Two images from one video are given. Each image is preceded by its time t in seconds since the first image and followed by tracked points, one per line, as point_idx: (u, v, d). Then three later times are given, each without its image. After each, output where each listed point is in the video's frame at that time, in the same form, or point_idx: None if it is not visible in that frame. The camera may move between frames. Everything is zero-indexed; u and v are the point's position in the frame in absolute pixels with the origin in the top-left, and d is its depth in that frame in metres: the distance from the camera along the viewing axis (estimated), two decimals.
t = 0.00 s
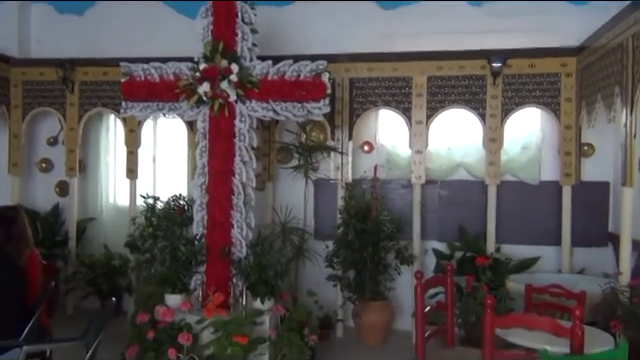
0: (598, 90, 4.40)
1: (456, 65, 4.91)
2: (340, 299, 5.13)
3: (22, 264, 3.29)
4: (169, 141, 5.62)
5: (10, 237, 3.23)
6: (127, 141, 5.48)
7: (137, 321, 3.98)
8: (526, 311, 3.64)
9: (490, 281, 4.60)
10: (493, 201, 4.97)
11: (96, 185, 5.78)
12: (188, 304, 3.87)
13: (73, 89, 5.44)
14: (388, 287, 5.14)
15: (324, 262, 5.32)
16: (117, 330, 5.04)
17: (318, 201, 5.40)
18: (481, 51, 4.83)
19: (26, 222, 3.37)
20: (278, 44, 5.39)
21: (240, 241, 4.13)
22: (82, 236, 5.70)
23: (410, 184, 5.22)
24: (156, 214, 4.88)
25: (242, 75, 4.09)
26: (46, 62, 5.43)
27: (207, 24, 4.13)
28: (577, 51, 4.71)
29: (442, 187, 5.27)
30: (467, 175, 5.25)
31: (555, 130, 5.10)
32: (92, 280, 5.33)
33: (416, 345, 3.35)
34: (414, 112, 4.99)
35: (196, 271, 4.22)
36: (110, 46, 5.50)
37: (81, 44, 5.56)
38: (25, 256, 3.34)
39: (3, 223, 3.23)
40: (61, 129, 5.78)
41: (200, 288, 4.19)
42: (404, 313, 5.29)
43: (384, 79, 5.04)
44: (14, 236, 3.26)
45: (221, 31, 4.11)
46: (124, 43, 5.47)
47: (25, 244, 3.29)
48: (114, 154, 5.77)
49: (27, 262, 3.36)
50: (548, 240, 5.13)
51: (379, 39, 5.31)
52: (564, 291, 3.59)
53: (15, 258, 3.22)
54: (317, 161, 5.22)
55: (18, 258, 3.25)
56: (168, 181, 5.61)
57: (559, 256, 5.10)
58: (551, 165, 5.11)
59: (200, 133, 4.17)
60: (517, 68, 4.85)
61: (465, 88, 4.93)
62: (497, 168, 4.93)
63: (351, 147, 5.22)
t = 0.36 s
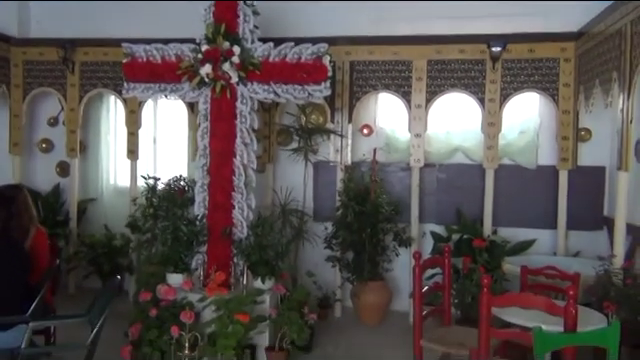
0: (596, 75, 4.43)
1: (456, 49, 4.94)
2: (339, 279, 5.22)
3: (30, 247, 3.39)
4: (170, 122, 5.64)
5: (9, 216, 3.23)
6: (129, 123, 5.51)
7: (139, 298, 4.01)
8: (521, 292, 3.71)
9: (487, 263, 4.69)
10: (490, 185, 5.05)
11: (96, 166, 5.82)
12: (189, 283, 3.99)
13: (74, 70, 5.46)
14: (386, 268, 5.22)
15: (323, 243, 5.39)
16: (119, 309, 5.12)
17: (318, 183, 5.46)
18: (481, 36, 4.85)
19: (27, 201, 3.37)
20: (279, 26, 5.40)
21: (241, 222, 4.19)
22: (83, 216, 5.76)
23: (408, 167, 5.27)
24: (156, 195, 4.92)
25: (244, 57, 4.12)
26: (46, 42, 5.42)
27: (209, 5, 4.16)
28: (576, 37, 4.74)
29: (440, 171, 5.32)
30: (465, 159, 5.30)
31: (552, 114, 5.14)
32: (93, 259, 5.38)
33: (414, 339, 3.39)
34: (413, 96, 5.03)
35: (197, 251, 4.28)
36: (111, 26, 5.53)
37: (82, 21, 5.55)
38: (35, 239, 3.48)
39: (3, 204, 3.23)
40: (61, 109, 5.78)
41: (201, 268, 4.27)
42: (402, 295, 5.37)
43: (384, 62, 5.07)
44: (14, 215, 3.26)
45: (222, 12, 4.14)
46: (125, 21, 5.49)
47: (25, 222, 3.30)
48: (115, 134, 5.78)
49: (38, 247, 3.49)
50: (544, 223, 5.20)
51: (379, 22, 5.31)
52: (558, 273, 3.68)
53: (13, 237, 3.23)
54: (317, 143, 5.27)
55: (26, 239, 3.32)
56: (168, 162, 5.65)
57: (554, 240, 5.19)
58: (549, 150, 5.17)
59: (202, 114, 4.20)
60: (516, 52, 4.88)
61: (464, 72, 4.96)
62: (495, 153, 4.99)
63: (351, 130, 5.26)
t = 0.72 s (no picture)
0: (592, 60, 4.46)
1: (454, 34, 4.99)
2: (336, 262, 5.31)
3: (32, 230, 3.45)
4: (168, 106, 5.68)
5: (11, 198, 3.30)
6: (127, 107, 5.49)
7: (141, 280, 4.08)
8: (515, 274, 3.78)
9: (482, 246, 4.74)
10: (486, 169, 5.11)
11: (95, 151, 5.87)
12: (190, 264, 4.05)
13: (73, 53, 5.47)
14: (383, 252, 5.29)
15: (321, 227, 5.46)
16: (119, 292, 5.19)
17: (316, 167, 5.50)
18: (478, 21, 4.89)
19: (30, 184, 3.42)
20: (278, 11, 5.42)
21: (241, 205, 4.26)
22: (82, 200, 5.76)
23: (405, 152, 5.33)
24: (155, 179, 4.98)
25: (243, 41, 4.15)
26: (45, 25, 5.43)
27: None
28: (573, 22, 4.77)
29: (437, 155, 5.38)
30: (462, 144, 5.36)
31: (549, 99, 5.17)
32: (93, 242, 5.42)
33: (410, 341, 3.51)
34: (411, 81, 5.07)
35: (197, 233, 4.34)
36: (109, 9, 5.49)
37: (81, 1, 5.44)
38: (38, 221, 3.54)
39: (5, 186, 3.30)
40: (60, 93, 5.82)
41: (201, 250, 4.33)
42: (398, 278, 5.45)
43: (382, 47, 5.10)
44: (16, 196, 3.33)
45: None
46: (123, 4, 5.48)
47: (27, 204, 3.36)
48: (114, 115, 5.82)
49: (40, 229, 3.56)
50: (539, 207, 5.27)
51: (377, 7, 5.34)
52: (551, 255, 3.74)
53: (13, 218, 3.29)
54: (314, 128, 5.30)
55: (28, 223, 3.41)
56: (167, 146, 5.70)
57: (549, 223, 5.26)
58: (544, 134, 5.23)
59: (201, 98, 4.24)
60: (513, 38, 4.92)
61: (462, 57, 5.01)
62: (491, 137, 5.06)
63: (348, 115, 5.31)
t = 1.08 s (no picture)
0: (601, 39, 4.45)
1: (463, 14, 4.98)
2: (345, 242, 5.36)
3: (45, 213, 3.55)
4: (177, 88, 5.71)
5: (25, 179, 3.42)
6: (137, 89, 5.49)
7: (154, 260, 4.13)
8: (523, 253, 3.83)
9: (491, 226, 4.79)
10: (494, 149, 5.14)
11: (105, 133, 5.91)
12: (202, 244, 4.12)
13: (82, 36, 5.48)
14: (391, 231, 5.37)
15: (330, 207, 5.51)
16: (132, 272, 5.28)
17: (324, 148, 5.53)
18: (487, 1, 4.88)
19: (43, 165, 3.54)
20: None
21: (251, 186, 4.32)
22: (94, 182, 5.83)
23: (414, 133, 5.34)
24: (166, 161, 5.02)
25: (253, 23, 4.15)
26: (54, 8, 5.45)
27: None
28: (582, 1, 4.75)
29: (446, 136, 5.39)
30: (470, 124, 5.37)
31: (557, 79, 5.17)
32: (106, 223, 5.49)
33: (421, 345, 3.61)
34: (419, 61, 5.06)
35: (208, 214, 4.40)
36: None
37: None
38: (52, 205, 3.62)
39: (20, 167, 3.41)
40: (70, 76, 5.85)
41: (212, 230, 4.39)
42: (406, 258, 5.51)
43: (391, 27, 5.10)
44: (30, 177, 3.45)
45: None
46: None
47: (41, 184, 3.48)
48: (123, 100, 5.87)
49: (54, 213, 3.64)
50: (547, 187, 5.29)
51: None
52: (559, 233, 3.78)
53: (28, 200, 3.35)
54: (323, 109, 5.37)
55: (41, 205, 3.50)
56: (176, 128, 5.74)
57: (556, 203, 5.28)
58: (553, 114, 5.22)
59: (211, 80, 4.26)
60: (522, 17, 4.91)
61: (470, 37, 5.00)
62: (500, 117, 5.05)
63: (357, 95, 5.29)
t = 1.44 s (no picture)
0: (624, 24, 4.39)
1: None
2: (364, 230, 5.38)
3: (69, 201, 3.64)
4: (196, 76, 5.75)
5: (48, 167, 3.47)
6: (158, 77, 5.52)
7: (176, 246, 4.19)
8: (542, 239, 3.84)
9: (511, 212, 4.75)
10: (514, 136, 5.09)
11: (126, 122, 5.99)
12: (223, 230, 4.17)
13: (103, 25, 5.52)
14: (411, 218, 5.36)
15: (349, 195, 5.53)
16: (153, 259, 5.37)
17: (342, 136, 5.55)
18: None
19: (67, 153, 3.59)
20: None
21: (271, 173, 4.33)
22: (115, 169, 5.91)
23: (433, 120, 5.33)
24: (186, 149, 5.09)
25: (272, 10, 4.14)
26: None
27: None
28: None
29: (465, 123, 5.37)
30: (489, 111, 5.34)
31: (578, 64, 5.12)
32: (127, 211, 5.57)
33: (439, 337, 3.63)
34: (438, 48, 5.03)
35: (229, 201, 4.45)
36: None
37: None
38: (77, 193, 3.72)
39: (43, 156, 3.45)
40: (91, 65, 5.91)
41: (233, 217, 4.44)
42: (425, 245, 5.53)
43: (409, 14, 5.07)
44: (53, 166, 3.51)
45: None
46: None
47: (63, 173, 3.55)
48: (143, 89, 5.94)
49: (79, 201, 3.72)
50: (568, 175, 5.25)
51: None
52: (581, 221, 3.75)
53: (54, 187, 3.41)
54: (341, 97, 5.33)
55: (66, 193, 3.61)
56: (196, 116, 5.78)
57: (577, 190, 5.25)
58: (574, 100, 5.18)
59: (231, 68, 4.29)
60: (543, 3, 4.86)
61: (490, 23, 4.96)
62: (520, 104, 5.00)
63: (375, 82, 5.28)
